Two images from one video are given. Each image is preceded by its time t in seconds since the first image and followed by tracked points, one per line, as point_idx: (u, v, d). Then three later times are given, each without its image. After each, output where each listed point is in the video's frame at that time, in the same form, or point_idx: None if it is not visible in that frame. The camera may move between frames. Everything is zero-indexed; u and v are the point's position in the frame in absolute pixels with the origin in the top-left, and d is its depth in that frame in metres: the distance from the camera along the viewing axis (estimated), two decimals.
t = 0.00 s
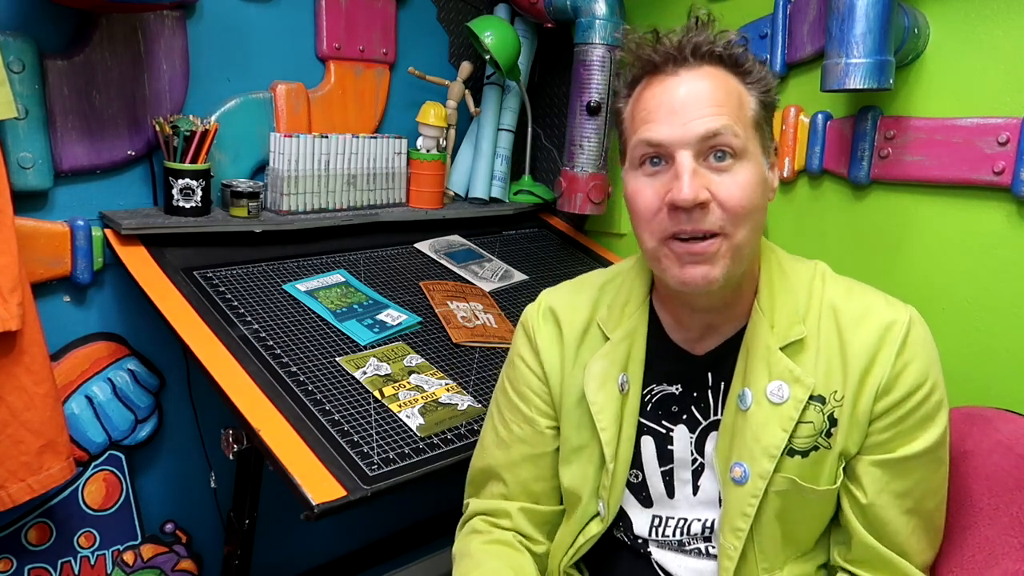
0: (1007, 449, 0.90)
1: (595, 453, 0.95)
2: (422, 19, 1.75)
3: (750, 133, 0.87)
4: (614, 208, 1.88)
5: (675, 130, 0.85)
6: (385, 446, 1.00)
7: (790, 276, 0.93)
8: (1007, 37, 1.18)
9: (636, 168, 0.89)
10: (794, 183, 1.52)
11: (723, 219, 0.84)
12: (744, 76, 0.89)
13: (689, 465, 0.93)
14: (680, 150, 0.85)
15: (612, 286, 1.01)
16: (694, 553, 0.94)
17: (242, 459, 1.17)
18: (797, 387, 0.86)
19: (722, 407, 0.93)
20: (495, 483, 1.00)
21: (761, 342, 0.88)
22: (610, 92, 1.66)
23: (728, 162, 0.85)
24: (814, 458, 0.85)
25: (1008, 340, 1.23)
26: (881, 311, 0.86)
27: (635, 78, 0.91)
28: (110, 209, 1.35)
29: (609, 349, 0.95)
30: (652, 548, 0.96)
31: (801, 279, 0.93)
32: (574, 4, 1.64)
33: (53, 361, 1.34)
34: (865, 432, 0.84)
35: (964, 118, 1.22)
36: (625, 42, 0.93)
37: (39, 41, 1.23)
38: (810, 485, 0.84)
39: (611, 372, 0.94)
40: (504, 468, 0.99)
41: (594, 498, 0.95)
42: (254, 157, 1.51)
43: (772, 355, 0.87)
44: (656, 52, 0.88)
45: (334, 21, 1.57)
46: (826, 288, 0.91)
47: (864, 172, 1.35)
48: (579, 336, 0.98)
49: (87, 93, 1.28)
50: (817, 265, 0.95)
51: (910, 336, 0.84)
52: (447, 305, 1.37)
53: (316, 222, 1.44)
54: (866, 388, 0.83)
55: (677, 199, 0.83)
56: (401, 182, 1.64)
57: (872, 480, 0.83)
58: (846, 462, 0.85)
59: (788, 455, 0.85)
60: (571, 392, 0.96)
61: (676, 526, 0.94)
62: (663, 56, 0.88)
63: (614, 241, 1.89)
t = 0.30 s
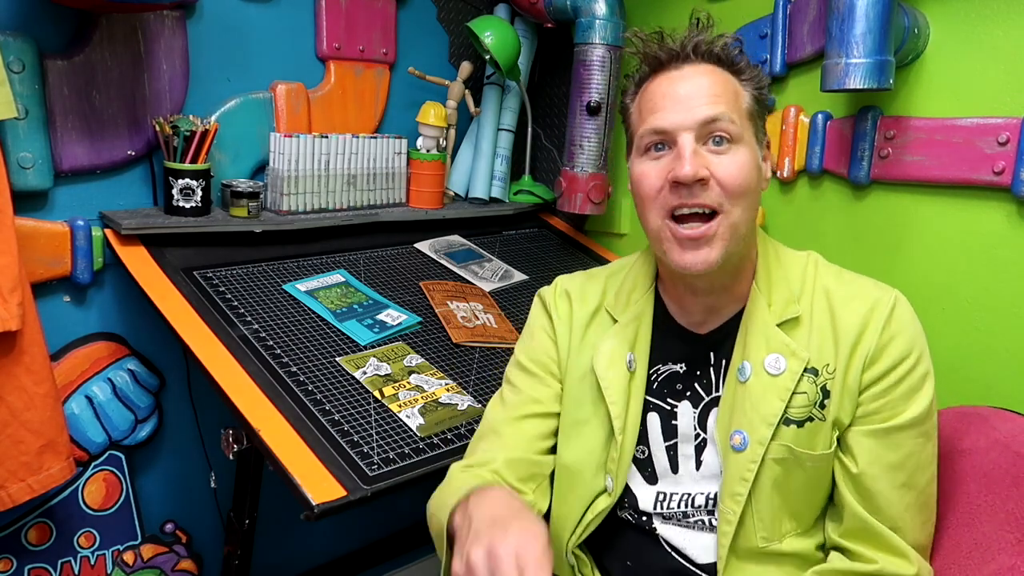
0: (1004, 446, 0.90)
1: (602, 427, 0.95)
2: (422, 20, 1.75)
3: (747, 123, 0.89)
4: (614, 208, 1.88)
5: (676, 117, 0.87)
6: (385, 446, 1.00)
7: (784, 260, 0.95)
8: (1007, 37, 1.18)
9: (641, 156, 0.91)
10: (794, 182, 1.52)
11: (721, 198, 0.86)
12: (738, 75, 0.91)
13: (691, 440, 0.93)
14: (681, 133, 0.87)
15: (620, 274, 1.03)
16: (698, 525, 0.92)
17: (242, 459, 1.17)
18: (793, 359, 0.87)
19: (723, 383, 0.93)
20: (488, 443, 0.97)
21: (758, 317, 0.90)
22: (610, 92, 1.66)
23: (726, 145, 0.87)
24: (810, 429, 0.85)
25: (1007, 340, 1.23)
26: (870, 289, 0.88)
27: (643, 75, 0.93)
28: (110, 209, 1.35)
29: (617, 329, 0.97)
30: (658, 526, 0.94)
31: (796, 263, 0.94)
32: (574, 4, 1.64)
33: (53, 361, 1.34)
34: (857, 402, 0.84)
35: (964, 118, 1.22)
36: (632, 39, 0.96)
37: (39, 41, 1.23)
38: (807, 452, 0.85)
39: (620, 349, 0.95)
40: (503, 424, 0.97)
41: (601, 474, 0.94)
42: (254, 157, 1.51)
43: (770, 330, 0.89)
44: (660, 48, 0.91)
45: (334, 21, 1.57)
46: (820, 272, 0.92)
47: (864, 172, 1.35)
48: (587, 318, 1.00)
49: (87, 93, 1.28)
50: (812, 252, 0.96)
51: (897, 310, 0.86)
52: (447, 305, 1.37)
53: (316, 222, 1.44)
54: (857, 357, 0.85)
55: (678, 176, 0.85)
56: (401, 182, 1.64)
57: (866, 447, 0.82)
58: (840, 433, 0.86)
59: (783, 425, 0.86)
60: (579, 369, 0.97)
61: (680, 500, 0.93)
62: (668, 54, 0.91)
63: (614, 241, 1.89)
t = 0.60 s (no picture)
0: (1001, 445, 0.90)
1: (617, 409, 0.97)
2: (422, 19, 1.75)
3: (761, 117, 0.89)
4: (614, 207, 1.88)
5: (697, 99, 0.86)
6: (385, 446, 1.00)
7: (787, 257, 1.00)
8: (1007, 37, 1.18)
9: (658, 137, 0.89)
10: (794, 182, 1.52)
11: (736, 175, 0.84)
12: (756, 71, 0.94)
13: (699, 421, 0.94)
14: (699, 115, 0.86)
15: (632, 265, 1.06)
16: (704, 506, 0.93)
17: (242, 459, 1.17)
18: (799, 342, 0.91)
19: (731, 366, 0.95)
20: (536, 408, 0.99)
21: (766, 302, 0.94)
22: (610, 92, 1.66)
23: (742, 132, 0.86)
24: (812, 408, 0.89)
25: (1007, 340, 1.23)
26: (867, 282, 0.94)
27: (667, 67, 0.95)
28: (110, 210, 1.35)
29: (630, 313, 0.99)
30: (663, 509, 0.95)
31: (798, 260, 1.00)
32: (574, 3, 1.64)
33: (53, 361, 1.34)
34: (856, 384, 0.89)
35: (964, 118, 1.22)
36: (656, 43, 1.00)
37: (39, 42, 1.23)
38: (808, 427, 0.88)
39: (633, 332, 0.97)
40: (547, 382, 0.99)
41: (615, 454, 0.96)
42: (254, 157, 1.51)
43: (777, 315, 0.93)
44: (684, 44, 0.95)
45: (334, 21, 1.57)
46: (820, 269, 0.98)
47: (864, 172, 1.35)
48: (600, 305, 1.02)
49: (87, 93, 1.28)
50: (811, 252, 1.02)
51: (892, 301, 0.92)
52: (447, 305, 1.37)
53: (316, 222, 1.45)
54: (856, 341, 0.90)
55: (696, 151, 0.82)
56: (401, 182, 1.64)
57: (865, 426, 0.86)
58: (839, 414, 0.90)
59: (789, 404, 0.89)
60: (593, 353, 0.99)
61: (687, 479, 0.94)
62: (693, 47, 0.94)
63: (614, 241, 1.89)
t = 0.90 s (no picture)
0: (1005, 446, 0.90)
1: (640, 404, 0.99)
2: (422, 19, 1.75)
3: (786, 117, 0.92)
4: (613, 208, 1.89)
5: (722, 100, 0.90)
6: (385, 446, 1.00)
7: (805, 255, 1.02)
8: (1007, 37, 1.18)
9: (686, 136, 0.94)
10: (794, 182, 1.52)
11: (755, 174, 0.88)
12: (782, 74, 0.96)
13: (716, 412, 0.96)
14: (723, 114, 0.90)
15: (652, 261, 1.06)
16: (715, 496, 0.94)
17: (242, 458, 1.17)
18: (817, 337, 0.93)
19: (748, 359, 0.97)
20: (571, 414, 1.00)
21: (784, 297, 0.96)
22: (610, 92, 1.66)
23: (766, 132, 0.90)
24: (826, 401, 0.91)
25: (1007, 340, 1.23)
26: (883, 281, 0.96)
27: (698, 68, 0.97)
28: (110, 209, 1.35)
29: (653, 309, 1.00)
30: (675, 497, 0.97)
31: (815, 259, 1.02)
32: (574, 4, 1.64)
33: (53, 361, 1.34)
34: (868, 378, 0.91)
35: (964, 118, 1.22)
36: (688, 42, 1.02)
37: (38, 42, 1.23)
38: (823, 418, 0.90)
39: (655, 328, 0.98)
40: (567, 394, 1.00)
41: (639, 446, 0.99)
42: (254, 157, 1.51)
43: (796, 308, 0.95)
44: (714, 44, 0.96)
45: (334, 21, 1.57)
46: (837, 267, 1.01)
47: (864, 172, 1.35)
48: (625, 300, 1.02)
49: (87, 93, 1.28)
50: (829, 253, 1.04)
51: (908, 299, 0.94)
52: (447, 305, 1.37)
53: (316, 222, 1.45)
54: (871, 336, 0.92)
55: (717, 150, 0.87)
56: (401, 182, 1.64)
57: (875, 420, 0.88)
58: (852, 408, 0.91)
59: (805, 396, 0.91)
60: (618, 347, 1.00)
61: (702, 468, 0.96)
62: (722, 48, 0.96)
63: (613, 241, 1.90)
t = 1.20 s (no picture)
0: (1009, 451, 0.89)
1: (633, 395, 1.00)
2: (422, 19, 1.75)
3: (805, 116, 0.91)
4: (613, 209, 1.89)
5: (739, 99, 0.89)
6: (385, 446, 1.00)
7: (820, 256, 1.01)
8: (1007, 37, 1.18)
9: (699, 131, 0.93)
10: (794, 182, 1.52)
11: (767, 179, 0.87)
12: (809, 68, 0.94)
13: (716, 412, 0.96)
14: (740, 115, 0.89)
15: (664, 254, 1.08)
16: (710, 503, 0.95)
17: (241, 459, 1.17)
18: (829, 341, 0.92)
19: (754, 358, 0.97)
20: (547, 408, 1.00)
21: (796, 300, 0.95)
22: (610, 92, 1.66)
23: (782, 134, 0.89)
24: (835, 409, 0.90)
25: (1007, 340, 1.22)
26: (900, 287, 0.95)
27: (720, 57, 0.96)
28: (110, 209, 1.35)
29: (656, 300, 1.01)
30: (670, 505, 0.97)
31: (831, 261, 1.01)
32: (574, 4, 1.63)
33: (53, 361, 1.34)
34: (879, 387, 0.90)
35: (964, 118, 1.22)
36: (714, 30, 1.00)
37: (38, 42, 1.23)
38: (830, 427, 0.90)
39: (656, 319, 0.99)
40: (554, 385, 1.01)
41: (633, 438, 0.99)
42: (254, 156, 1.51)
43: (809, 312, 0.94)
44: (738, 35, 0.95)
45: (334, 21, 1.57)
46: (853, 271, 0.99)
47: (864, 173, 1.35)
48: (630, 291, 1.04)
49: (87, 94, 1.28)
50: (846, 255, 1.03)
51: (925, 308, 0.93)
52: (447, 305, 1.37)
53: (316, 222, 1.44)
54: (885, 344, 0.91)
55: (728, 154, 0.86)
56: (401, 181, 1.64)
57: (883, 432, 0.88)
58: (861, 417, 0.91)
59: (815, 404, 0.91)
60: (617, 336, 1.01)
61: (699, 469, 0.96)
62: (746, 39, 0.94)
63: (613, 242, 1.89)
